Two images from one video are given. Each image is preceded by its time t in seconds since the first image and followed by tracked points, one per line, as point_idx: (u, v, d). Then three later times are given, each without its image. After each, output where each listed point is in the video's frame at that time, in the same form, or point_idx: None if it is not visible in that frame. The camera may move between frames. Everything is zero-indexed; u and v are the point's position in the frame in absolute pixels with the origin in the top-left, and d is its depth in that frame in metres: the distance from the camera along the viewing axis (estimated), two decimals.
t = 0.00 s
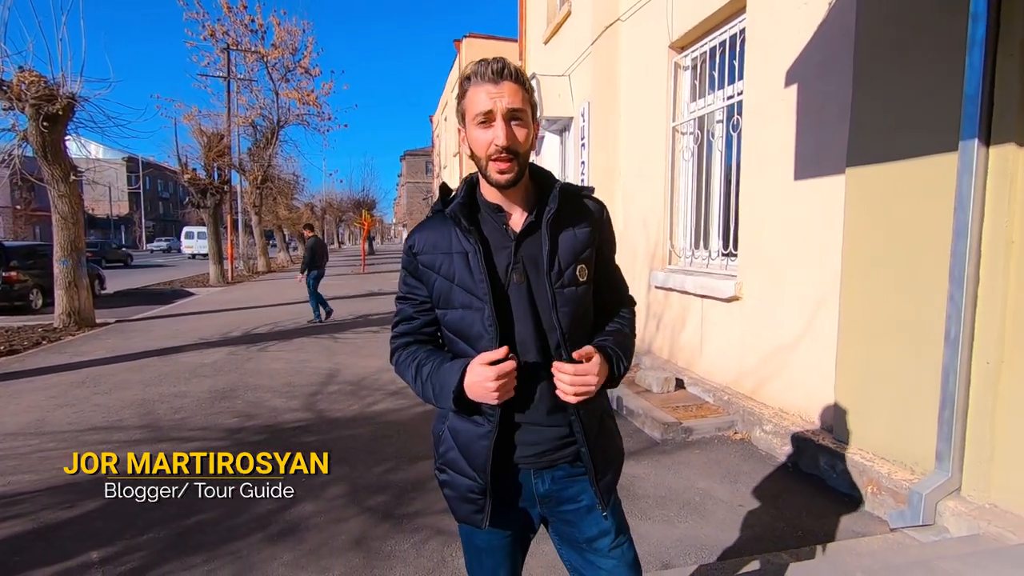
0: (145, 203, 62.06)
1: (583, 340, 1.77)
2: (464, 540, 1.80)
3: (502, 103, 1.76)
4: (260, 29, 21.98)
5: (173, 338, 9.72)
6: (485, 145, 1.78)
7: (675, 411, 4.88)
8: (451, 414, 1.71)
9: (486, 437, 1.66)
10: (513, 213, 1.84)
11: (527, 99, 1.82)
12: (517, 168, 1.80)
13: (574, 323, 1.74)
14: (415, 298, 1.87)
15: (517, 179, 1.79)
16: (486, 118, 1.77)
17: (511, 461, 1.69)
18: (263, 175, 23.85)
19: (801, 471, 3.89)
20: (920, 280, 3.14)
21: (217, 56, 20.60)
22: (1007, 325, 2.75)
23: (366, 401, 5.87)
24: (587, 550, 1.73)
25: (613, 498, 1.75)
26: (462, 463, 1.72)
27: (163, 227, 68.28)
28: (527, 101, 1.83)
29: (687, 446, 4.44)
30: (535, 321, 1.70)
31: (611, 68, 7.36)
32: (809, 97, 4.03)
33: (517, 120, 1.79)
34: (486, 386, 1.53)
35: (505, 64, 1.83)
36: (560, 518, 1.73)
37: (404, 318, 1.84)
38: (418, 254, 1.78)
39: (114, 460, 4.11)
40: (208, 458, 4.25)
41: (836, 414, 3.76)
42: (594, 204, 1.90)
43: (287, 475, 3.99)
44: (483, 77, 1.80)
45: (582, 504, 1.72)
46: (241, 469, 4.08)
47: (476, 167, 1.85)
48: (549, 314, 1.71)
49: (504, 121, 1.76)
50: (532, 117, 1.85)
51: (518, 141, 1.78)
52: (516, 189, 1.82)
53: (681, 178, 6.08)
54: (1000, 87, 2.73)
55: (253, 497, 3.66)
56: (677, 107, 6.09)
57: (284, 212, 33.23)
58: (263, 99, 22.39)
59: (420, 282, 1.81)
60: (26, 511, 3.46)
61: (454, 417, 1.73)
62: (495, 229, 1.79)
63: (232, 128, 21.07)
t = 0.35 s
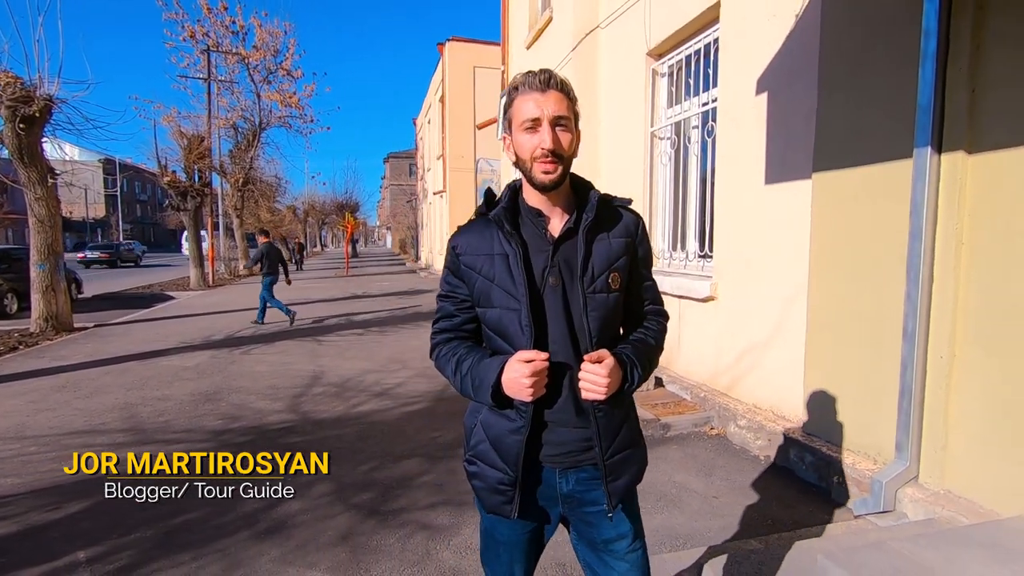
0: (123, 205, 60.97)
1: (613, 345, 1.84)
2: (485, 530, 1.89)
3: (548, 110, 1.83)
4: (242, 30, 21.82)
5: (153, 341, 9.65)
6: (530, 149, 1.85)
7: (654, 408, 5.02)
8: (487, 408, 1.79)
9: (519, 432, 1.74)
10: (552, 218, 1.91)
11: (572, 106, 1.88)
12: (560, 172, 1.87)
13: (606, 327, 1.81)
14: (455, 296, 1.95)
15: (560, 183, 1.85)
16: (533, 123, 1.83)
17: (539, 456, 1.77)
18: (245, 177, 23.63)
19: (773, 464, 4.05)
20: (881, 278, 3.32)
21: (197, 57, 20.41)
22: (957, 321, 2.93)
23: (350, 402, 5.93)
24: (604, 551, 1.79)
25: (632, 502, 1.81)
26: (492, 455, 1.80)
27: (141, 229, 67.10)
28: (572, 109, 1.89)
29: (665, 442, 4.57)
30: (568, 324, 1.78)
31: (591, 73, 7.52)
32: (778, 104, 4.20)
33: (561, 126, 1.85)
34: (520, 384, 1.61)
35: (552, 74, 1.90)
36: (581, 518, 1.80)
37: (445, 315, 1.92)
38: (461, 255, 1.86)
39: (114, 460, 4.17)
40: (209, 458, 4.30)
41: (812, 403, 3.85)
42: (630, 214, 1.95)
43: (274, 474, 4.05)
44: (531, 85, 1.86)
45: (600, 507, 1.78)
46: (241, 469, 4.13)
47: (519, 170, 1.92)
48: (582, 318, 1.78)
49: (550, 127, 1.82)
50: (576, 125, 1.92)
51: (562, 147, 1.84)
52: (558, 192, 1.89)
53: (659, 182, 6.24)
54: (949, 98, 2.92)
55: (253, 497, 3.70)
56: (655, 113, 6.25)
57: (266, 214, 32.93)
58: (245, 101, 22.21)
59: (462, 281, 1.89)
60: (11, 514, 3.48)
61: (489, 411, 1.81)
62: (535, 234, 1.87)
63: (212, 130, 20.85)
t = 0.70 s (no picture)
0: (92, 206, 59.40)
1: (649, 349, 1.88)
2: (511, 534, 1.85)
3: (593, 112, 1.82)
4: (216, 30, 21.52)
5: (125, 346, 9.48)
6: (575, 150, 1.83)
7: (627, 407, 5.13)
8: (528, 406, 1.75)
9: (564, 429, 1.71)
10: (597, 220, 1.90)
11: (617, 109, 1.87)
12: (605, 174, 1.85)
13: (647, 331, 1.84)
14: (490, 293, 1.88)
15: (606, 185, 1.83)
16: (578, 126, 1.82)
17: (580, 454, 1.76)
18: (219, 178, 23.28)
19: (739, 461, 4.18)
20: (840, 280, 3.47)
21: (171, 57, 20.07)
22: (909, 320, 3.09)
23: (327, 405, 5.92)
24: (623, 549, 1.83)
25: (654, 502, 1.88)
26: (532, 453, 1.76)
27: (112, 231, 65.46)
28: (617, 112, 1.88)
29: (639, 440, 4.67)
30: (610, 326, 1.79)
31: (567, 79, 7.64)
32: (743, 112, 4.36)
33: (607, 127, 1.84)
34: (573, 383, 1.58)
35: (597, 77, 1.89)
36: (606, 517, 1.82)
37: (481, 312, 1.84)
38: (505, 251, 1.81)
39: (114, 460, 4.23)
40: (209, 458, 4.35)
41: (804, 394, 3.75)
42: (669, 223, 2.00)
43: (249, 478, 4.04)
44: (576, 88, 1.86)
45: (630, 511, 1.81)
46: (241, 469, 4.18)
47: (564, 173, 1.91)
48: (627, 322, 1.80)
49: (595, 129, 1.81)
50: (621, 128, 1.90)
51: (608, 149, 1.82)
52: (603, 195, 1.87)
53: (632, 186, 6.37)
54: (899, 106, 3.08)
55: (252, 497, 3.74)
56: (627, 119, 6.39)
57: (241, 217, 32.43)
58: (219, 101, 21.90)
59: (502, 278, 1.83)
60: None
61: (527, 409, 1.76)
62: (580, 236, 1.86)
63: (186, 130, 20.50)
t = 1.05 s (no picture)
0: (54, 204, 57.45)
1: (647, 358, 1.83)
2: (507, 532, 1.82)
3: (599, 117, 1.73)
4: (186, 25, 21.04)
5: (88, 348, 9.20)
6: (580, 155, 1.76)
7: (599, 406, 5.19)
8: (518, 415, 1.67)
9: (554, 434, 1.65)
10: (599, 225, 1.84)
11: (625, 113, 1.78)
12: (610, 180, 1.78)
13: (645, 340, 1.79)
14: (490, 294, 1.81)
15: (609, 191, 1.76)
16: (583, 130, 1.74)
17: (570, 458, 1.73)
18: (189, 177, 22.76)
19: (706, 458, 4.27)
20: (801, 282, 3.59)
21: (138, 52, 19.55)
22: (865, 321, 3.21)
23: (298, 407, 5.86)
24: (606, 551, 1.82)
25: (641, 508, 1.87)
26: (521, 456, 1.72)
27: (76, 230, 63.41)
28: (626, 115, 1.79)
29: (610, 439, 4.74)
30: (608, 334, 1.73)
31: (541, 82, 7.69)
32: (710, 117, 4.47)
33: (612, 132, 1.75)
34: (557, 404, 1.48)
35: (606, 79, 1.80)
36: (591, 519, 1.79)
37: (480, 312, 1.77)
38: (506, 251, 1.73)
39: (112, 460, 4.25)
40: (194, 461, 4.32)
41: (786, 391, 3.72)
42: (671, 229, 1.92)
43: (216, 481, 3.99)
44: (582, 91, 1.77)
45: (616, 514, 1.80)
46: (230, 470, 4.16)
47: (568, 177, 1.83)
48: (625, 330, 1.75)
49: (599, 135, 1.73)
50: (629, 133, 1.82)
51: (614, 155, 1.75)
52: (606, 201, 1.81)
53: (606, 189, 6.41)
54: (855, 110, 3.20)
55: (254, 497, 3.74)
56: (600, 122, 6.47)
57: (212, 216, 31.76)
58: (189, 98, 21.42)
59: (502, 278, 1.76)
60: None
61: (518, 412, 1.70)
62: (582, 240, 1.79)
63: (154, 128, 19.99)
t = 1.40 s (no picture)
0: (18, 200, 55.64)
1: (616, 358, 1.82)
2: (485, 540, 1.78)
3: (558, 120, 1.76)
4: (158, 17, 20.59)
5: (54, 348, 8.99)
6: (539, 158, 1.78)
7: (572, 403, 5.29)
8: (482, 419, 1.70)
9: (517, 442, 1.68)
10: (560, 228, 1.86)
11: (584, 116, 1.82)
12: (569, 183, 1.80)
13: (611, 340, 1.80)
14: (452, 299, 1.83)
15: (568, 196, 1.78)
16: (541, 133, 1.77)
17: (536, 464, 1.73)
18: (161, 173, 22.28)
19: (673, 451, 4.39)
20: (761, 281, 3.72)
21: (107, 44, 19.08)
22: (820, 319, 3.36)
23: (272, 406, 5.84)
24: (568, 552, 1.87)
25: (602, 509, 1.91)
26: (486, 465, 1.72)
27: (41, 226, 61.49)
28: (584, 118, 1.82)
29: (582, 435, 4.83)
30: (572, 336, 1.74)
31: (517, 82, 7.76)
32: (679, 120, 4.58)
33: (572, 136, 1.79)
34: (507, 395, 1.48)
35: (565, 81, 1.83)
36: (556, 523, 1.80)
37: (441, 317, 1.78)
38: (466, 255, 1.75)
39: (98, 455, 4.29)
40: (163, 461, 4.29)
41: (755, 392, 3.74)
42: (633, 229, 1.94)
43: (186, 480, 3.97)
44: (542, 92, 1.79)
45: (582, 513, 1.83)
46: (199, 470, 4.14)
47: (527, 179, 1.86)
48: (588, 332, 1.76)
49: (559, 138, 1.76)
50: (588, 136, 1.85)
51: (572, 158, 1.78)
52: (566, 203, 1.83)
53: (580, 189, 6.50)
54: (811, 114, 3.34)
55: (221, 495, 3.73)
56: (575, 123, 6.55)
57: (185, 213, 31.12)
58: (161, 92, 20.98)
59: (463, 283, 1.77)
60: None
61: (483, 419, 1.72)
62: (544, 243, 1.80)
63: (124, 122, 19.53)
